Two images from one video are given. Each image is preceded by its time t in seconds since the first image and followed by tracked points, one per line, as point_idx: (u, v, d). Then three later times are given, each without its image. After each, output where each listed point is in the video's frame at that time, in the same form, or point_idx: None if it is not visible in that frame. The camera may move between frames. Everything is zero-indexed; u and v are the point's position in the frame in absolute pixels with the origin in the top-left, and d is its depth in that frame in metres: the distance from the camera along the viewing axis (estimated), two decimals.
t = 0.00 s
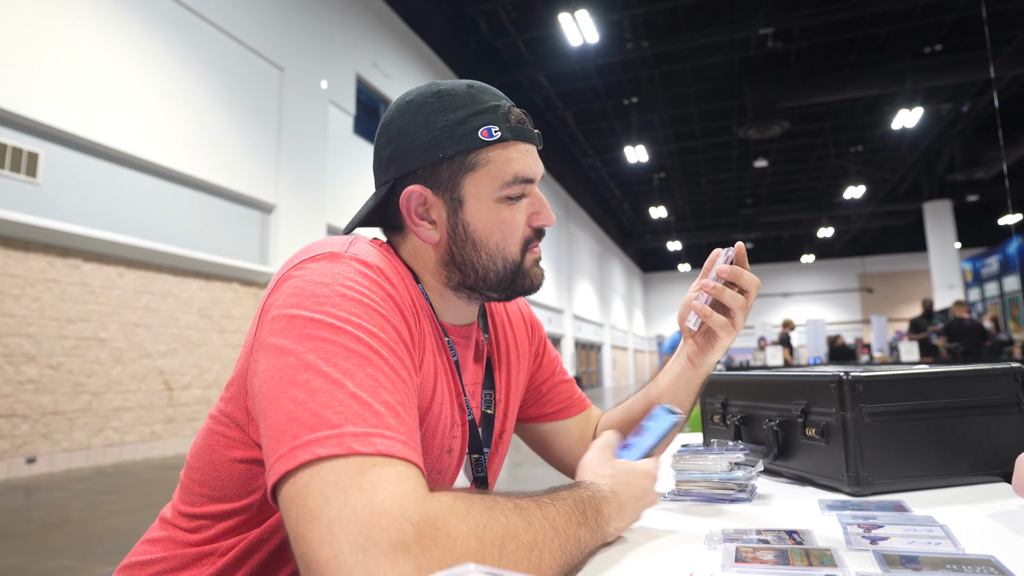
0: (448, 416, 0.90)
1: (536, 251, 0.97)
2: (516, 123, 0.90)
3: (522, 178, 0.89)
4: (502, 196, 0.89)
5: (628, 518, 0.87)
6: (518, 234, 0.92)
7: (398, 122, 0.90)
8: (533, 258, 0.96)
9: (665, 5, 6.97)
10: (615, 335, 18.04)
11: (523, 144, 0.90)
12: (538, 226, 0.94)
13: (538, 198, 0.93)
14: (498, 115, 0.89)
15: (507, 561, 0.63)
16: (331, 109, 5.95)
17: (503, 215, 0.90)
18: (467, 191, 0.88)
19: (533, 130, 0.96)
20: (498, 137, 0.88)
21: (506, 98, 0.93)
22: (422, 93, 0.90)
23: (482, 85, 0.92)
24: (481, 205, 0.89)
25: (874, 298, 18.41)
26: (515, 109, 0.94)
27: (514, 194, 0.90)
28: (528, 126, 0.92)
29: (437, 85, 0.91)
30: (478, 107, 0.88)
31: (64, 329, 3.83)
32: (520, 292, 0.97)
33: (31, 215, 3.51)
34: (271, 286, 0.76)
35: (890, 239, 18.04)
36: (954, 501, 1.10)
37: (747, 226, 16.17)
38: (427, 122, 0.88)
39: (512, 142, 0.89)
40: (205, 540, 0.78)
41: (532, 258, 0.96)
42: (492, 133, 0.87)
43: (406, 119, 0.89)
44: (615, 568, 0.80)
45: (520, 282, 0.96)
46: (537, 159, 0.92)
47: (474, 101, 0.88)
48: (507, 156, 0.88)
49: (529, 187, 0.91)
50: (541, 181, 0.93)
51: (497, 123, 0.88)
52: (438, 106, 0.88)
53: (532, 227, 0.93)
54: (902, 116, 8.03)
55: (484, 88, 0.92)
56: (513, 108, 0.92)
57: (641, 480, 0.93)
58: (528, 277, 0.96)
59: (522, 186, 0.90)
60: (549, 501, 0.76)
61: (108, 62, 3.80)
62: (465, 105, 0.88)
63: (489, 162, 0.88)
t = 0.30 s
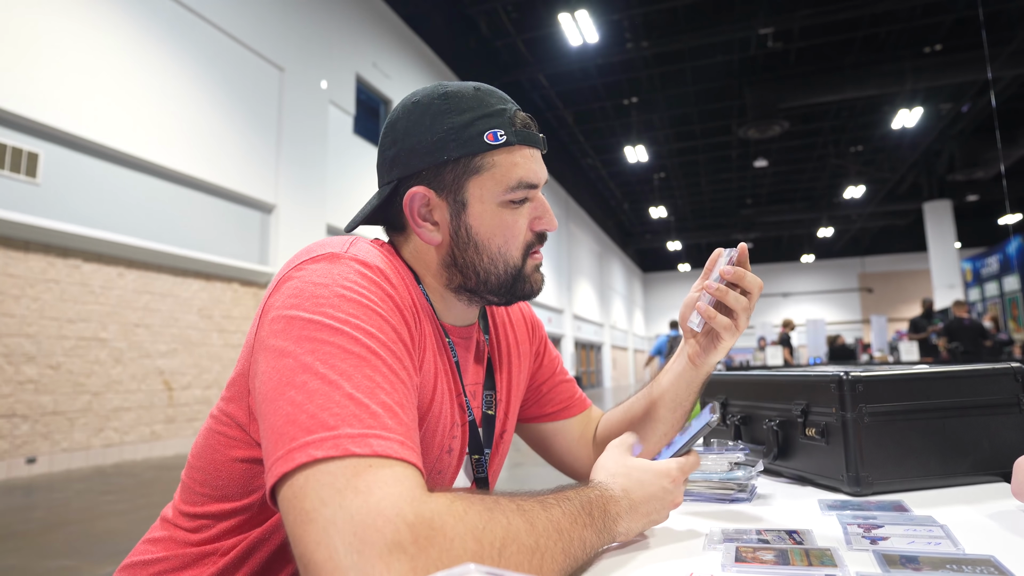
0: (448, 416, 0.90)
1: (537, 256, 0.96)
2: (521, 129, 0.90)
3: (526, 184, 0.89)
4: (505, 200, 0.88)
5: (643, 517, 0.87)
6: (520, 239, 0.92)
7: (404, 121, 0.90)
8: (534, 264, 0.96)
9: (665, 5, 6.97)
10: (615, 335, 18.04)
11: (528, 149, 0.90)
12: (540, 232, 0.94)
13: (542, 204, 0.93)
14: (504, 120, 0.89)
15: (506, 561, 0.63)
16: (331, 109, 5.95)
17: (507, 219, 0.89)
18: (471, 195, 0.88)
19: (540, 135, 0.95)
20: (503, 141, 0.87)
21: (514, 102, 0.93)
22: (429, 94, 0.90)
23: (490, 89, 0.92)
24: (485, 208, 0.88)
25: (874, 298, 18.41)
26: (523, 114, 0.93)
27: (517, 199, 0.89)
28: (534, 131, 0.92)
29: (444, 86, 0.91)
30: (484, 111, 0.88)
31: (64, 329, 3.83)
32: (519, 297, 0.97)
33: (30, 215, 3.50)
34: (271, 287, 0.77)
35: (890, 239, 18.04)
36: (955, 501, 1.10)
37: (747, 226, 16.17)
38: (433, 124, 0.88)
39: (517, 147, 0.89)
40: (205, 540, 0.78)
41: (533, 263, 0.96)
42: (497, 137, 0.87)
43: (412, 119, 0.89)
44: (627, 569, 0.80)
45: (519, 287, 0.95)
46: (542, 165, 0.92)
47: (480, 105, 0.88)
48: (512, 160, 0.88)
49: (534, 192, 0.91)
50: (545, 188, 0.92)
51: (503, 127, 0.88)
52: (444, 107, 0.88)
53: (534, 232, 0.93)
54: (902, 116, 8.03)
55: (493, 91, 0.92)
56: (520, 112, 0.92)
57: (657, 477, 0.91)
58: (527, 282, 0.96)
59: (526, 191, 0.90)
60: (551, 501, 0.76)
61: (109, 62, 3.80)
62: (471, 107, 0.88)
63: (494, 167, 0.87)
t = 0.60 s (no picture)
0: (447, 416, 0.90)
1: (527, 271, 0.95)
2: (523, 140, 0.89)
3: (521, 198, 0.88)
4: (496, 213, 0.88)
5: (649, 517, 0.86)
6: (510, 252, 0.91)
7: (407, 121, 0.90)
8: (524, 279, 0.95)
9: (665, 5, 6.96)
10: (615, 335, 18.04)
11: (528, 162, 0.88)
12: (533, 245, 0.93)
13: (538, 218, 0.92)
14: (506, 130, 0.87)
15: (505, 561, 0.63)
16: (331, 109, 5.95)
17: (496, 231, 0.89)
18: (462, 203, 0.88)
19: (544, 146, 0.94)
20: (501, 153, 0.86)
21: (519, 111, 0.92)
22: (434, 96, 0.90)
23: (496, 95, 0.91)
24: (475, 217, 0.88)
25: (874, 298, 18.42)
26: (529, 124, 0.92)
27: (511, 211, 0.88)
28: (539, 143, 0.91)
29: (449, 89, 0.90)
30: (485, 120, 0.87)
31: (64, 329, 3.83)
32: (507, 310, 0.96)
33: (30, 215, 3.51)
34: (271, 287, 0.77)
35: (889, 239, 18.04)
36: (954, 500, 1.10)
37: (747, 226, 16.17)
38: (435, 128, 0.88)
39: (516, 160, 0.87)
40: (205, 540, 0.78)
41: (522, 278, 0.95)
42: (496, 148, 0.86)
43: (415, 121, 0.89)
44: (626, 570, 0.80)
45: (507, 300, 0.95)
46: (542, 178, 0.91)
47: (481, 113, 0.87)
48: (510, 172, 0.87)
49: (528, 209, 0.89)
50: (542, 203, 0.91)
51: (503, 139, 0.87)
52: (447, 111, 0.87)
53: (526, 246, 0.92)
54: (902, 116, 8.02)
55: (499, 98, 0.91)
56: (523, 123, 0.91)
57: (665, 477, 0.90)
58: (516, 296, 0.95)
59: (520, 206, 0.88)
60: (551, 501, 0.76)
61: (108, 62, 3.79)
62: (474, 114, 0.87)
63: (489, 178, 0.87)
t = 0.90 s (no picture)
0: (447, 416, 0.90)
1: (526, 278, 0.95)
2: (528, 148, 0.88)
3: (522, 206, 0.87)
4: (497, 219, 0.87)
5: (651, 522, 0.86)
6: (509, 258, 0.91)
7: (412, 121, 0.90)
8: (521, 285, 0.95)
9: (665, 5, 6.96)
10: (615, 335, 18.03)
11: (531, 170, 0.88)
12: (532, 252, 0.92)
13: (539, 225, 0.91)
14: (512, 136, 0.87)
15: (506, 562, 0.63)
16: (331, 109, 5.94)
17: (496, 237, 0.89)
18: (463, 207, 0.88)
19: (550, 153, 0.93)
20: (506, 159, 0.86)
21: (525, 116, 0.91)
22: (440, 97, 0.90)
23: (504, 99, 0.91)
24: (476, 222, 0.88)
25: (874, 298, 18.42)
26: (535, 131, 0.92)
27: (513, 218, 0.88)
28: (544, 151, 0.90)
29: (456, 91, 0.90)
30: (491, 124, 0.87)
31: (64, 329, 3.83)
32: (505, 315, 0.96)
33: (30, 215, 3.50)
34: (271, 286, 0.76)
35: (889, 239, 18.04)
36: (955, 501, 1.10)
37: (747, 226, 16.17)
38: (440, 130, 0.87)
39: (520, 167, 0.87)
40: (204, 539, 0.78)
41: (520, 284, 0.95)
42: (500, 155, 0.85)
43: (420, 122, 0.89)
44: (627, 571, 0.79)
45: (504, 305, 0.94)
46: (545, 186, 0.90)
47: (487, 117, 0.87)
48: (513, 179, 0.87)
49: (529, 216, 0.89)
50: (543, 210, 0.91)
51: (508, 146, 0.86)
52: (453, 113, 0.87)
53: (525, 253, 0.92)
54: (902, 116, 8.02)
55: (506, 103, 0.91)
56: (530, 129, 0.90)
57: (671, 485, 0.90)
58: (513, 302, 0.95)
59: (521, 214, 0.88)
60: (553, 502, 0.76)
61: (108, 62, 3.79)
62: (481, 119, 0.87)
63: (492, 184, 0.86)
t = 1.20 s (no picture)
0: (448, 416, 0.90)
1: (528, 280, 0.95)
2: (532, 151, 0.88)
3: (525, 209, 0.87)
4: (499, 222, 0.87)
5: (652, 524, 0.85)
6: (510, 261, 0.91)
7: (417, 122, 0.90)
8: (523, 287, 0.95)
9: (665, 5, 6.96)
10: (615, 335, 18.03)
11: (536, 174, 0.87)
12: (534, 256, 0.93)
13: (541, 229, 0.92)
14: (517, 140, 0.87)
15: (506, 563, 0.63)
16: (331, 110, 5.95)
17: (498, 240, 0.89)
18: (466, 209, 0.88)
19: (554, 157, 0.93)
20: (510, 163, 0.85)
21: (530, 119, 0.91)
22: (445, 98, 0.89)
23: (510, 102, 0.91)
24: (478, 224, 0.88)
25: (874, 298, 18.42)
26: (540, 135, 0.92)
27: (515, 221, 0.88)
28: (547, 155, 0.90)
29: (462, 92, 0.90)
30: (496, 127, 0.86)
31: (64, 329, 3.83)
32: (506, 317, 0.96)
33: (30, 215, 3.50)
34: (272, 286, 0.77)
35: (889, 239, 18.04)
36: (955, 501, 1.10)
37: (747, 226, 16.17)
38: (444, 131, 0.87)
39: (524, 170, 0.86)
40: (205, 539, 0.78)
41: (522, 286, 0.95)
42: (504, 158, 0.85)
43: (426, 122, 0.89)
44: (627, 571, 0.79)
45: (505, 307, 0.94)
46: (549, 190, 0.90)
47: (492, 119, 0.87)
48: (517, 182, 0.86)
49: (532, 220, 0.89)
50: (546, 214, 0.90)
51: (513, 149, 0.86)
52: (458, 115, 0.87)
53: (527, 256, 0.92)
54: (902, 116, 8.02)
55: (511, 105, 0.91)
56: (535, 133, 0.90)
57: (674, 490, 0.89)
58: (514, 304, 0.95)
59: (524, 217, 0.88)
60: (555, 503, 0.76)
61: (108, 62, 3.79)
62: (485, 121, 0.87)
63: (496, 187, 0.86)
